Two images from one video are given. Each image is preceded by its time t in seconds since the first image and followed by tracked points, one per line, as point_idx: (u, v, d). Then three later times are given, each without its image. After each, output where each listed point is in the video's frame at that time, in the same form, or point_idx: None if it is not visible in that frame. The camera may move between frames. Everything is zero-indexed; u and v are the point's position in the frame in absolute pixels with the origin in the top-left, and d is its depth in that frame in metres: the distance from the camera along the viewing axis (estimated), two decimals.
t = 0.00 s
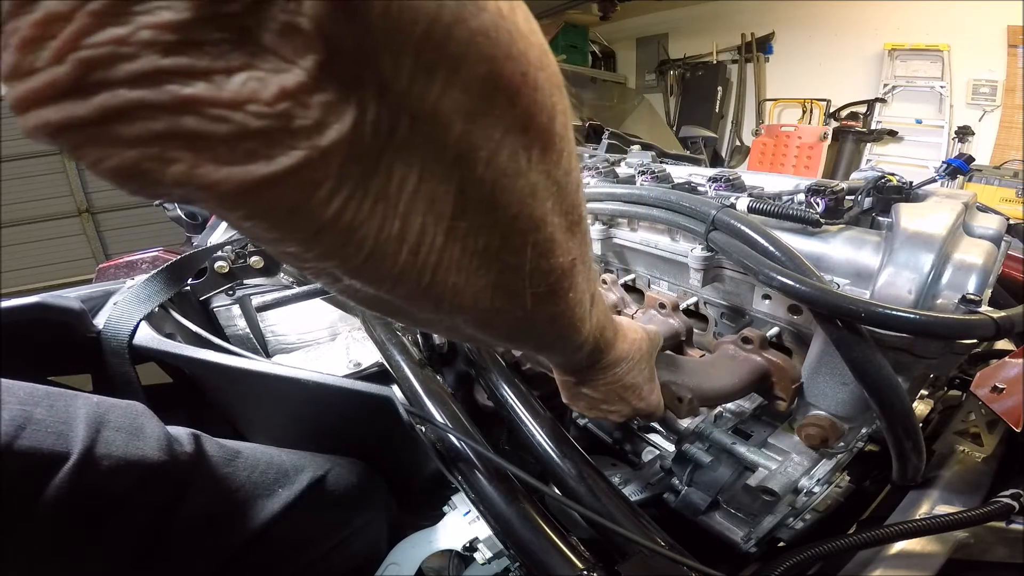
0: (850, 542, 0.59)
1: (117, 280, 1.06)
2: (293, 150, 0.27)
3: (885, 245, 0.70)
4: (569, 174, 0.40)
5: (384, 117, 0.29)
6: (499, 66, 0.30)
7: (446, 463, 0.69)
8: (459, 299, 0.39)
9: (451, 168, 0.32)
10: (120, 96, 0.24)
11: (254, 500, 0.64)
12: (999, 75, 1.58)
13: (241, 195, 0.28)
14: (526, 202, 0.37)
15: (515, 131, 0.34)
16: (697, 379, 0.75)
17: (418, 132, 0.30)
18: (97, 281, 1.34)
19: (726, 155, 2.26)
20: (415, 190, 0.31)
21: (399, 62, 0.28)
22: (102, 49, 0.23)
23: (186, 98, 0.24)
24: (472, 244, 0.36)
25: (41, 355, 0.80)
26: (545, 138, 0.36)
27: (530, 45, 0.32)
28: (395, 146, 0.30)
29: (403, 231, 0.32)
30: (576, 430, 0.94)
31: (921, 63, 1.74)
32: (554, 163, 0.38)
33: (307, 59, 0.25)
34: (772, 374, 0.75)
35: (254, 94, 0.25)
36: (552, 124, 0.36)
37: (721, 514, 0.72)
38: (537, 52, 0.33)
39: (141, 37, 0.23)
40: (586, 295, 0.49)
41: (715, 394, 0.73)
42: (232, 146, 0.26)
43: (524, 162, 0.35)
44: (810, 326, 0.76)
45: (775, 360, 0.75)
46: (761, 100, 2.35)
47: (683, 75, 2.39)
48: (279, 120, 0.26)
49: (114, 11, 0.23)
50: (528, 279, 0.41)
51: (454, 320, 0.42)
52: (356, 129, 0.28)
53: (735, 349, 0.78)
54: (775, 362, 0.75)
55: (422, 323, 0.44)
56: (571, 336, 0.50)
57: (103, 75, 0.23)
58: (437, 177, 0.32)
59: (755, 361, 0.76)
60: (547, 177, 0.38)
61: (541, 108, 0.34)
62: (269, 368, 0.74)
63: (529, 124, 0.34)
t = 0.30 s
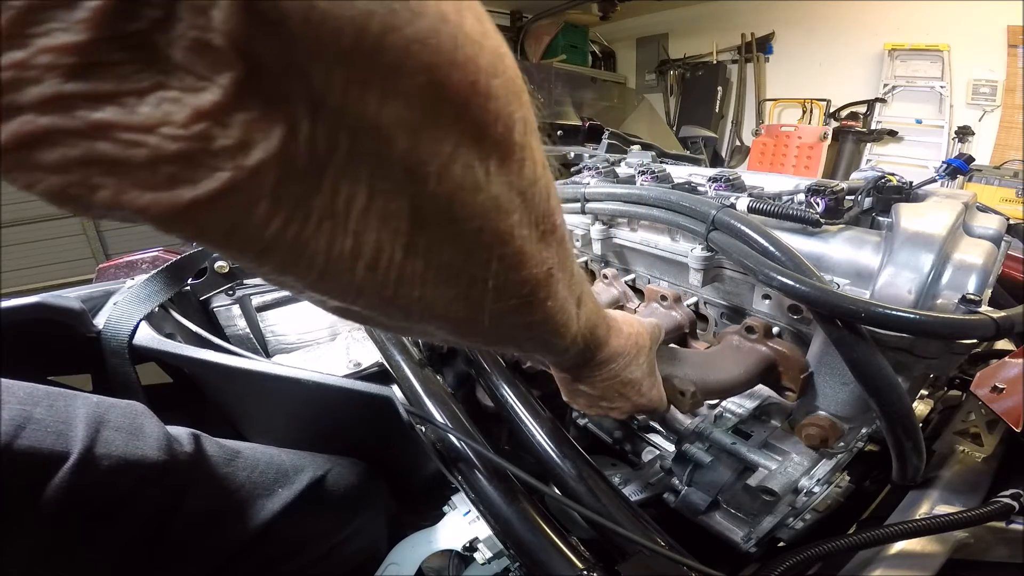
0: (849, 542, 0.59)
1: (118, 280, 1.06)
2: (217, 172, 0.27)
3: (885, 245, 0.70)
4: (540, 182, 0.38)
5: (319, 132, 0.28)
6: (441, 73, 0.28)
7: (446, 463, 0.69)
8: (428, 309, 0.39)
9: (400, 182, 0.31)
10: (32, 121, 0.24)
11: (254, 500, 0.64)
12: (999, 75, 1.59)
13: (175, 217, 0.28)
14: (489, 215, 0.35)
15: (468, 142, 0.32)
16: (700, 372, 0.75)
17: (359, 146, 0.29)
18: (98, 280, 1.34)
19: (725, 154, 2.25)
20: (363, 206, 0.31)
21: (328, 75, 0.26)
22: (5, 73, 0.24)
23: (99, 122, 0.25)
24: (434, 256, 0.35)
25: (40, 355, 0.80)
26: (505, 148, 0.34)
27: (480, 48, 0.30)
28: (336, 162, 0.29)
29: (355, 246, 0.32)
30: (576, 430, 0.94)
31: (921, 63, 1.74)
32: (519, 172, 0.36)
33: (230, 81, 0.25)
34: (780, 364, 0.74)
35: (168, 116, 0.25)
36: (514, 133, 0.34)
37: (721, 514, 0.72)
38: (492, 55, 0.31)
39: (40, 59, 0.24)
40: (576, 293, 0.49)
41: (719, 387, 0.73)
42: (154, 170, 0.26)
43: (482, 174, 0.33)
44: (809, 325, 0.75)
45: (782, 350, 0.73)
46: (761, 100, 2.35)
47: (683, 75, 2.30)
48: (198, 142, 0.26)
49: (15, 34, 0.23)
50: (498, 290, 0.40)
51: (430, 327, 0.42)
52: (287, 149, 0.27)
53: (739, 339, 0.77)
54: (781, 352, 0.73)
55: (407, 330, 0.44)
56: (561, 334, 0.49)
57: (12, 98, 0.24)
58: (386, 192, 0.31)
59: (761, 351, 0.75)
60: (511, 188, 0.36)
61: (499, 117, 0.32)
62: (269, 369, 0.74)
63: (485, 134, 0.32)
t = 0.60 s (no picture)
0: (848, 542, 0.59)
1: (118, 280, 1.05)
2: (166, 194, 0.28)
3: (886, 245, 0.70)
4: (538, 203, 0.38)
5: (285, 147, 0.28)
6: (417, 83, 0.28)
7: (446, 463, 0.69)
8: (417, 335, 0.39)
9: (379, 203, 0.31)
10: None
11: (254, 500, 0.64)
12: (999, 74, 1.59)
13: (132, 242, 0.29)
14: (479, 239, 0.35)
15: (452, 159, 0.32)
16: (710, 381, 0.71)
17: (331, 163, 0.29)
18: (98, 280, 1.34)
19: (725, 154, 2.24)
20: (338, 229, 0.31)
21: (291, 84, 0.27)
22: None
23: (31, 142, 0.26)
24: (420, 283, 0.36)
25: (38, 354, 0.81)
26: (495, 166, 0.33)
27: (465, 58, 0.29)
28: (307, 179, 0.30)
29: (333, 271, 0.33)
30: (576, 430, 0.94)
31: (921, 63, 1.75)
32: (513, 192, 0.35)
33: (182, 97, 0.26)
34: (792, 372, 0.72)
35: (106, 134, 0.26)
36: (506, 148, 0.33)
37: (721, 513, 0.72)
38: (478, 66, 0.30)
39: None
40: (581, 303, 0.48)
41: (730, 395, 0.70)
42: (97, 196, 0.27)
43: (470, 197, 0.33)
44: (809, 326, 0.75)
45: (793, 358, 0.71)
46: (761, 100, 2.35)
47: (684, 75, 2.25)
48: (141, 162, 0.27)
49: None
50: (490, 317, 0.40)
51: (425, 353, 0.42)
52: (245, 163, 0.28)
53: (750, 347, 0.75)
54: (794, 360, 0.71)
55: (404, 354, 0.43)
56: (559, 363, 0.50)
57: None
58: (364, 214, 0.32)
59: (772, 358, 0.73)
60: (503, 209, 0.35)
61: (487, 134, 0.32)
62: (270, 369, 0.74)
63: (470, 151, 0.32)
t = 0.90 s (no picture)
0: (848, 542, 0.59)
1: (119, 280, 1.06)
2: (143, 213, 0.28)
3: (886, 245, 0.70)
4: (521, 211, 0.38)
5: (259, 166, 0.28)
6: (387, 100, 0.28)
7: (446, 463, 0.69)
8: (406, 339, 0.40)
9: (359, 217, 0.31)
10: None
11: (254, 500, 0.64)
12: (999, 74, 1.59)
13: (112, 260, 0.29)
14: (463, 250, 0.35)
15: (430, 173, 0.31)
16: (711, 379, 0.71)
17: (307, 181, 0.29)
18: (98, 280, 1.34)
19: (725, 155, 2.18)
20: (320, 244, 0.32)
21: (259, 105, 0.26)
22: None
23: (9, 164, 0.26)
24: (407, 292, 0.36)
25: (38, 355, 0.81)
26: (474, 177, 0.33)
27: (437, 75, 0.29)
28: (283, 197, 0.30)
29: (318, 284, 0.33)
30: (576, 430, 0.94)
31: (921, 63, 1.75)
32: (494, 202, 0.35)
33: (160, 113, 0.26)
34: (794, 371, 0.71)
35: (81, 155, 0.26)
36: (485, 160, 0.33)
37: (721, 513, 0.72)
38: (452, 81, 0.30)
39: None
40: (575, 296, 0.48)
41: (733, 393, 0.70)
42: (76, 216, 0.28)
43: (449, 209, 0.33)
44: (808, 327, 0.75)
45: (795, 356, 0.71)
46: (761, 99, 2.35)
47: (683, 75, 2.28)
48: (117, 182, 0.27)
49: None
50: (478, 322, 0.40)
51: (419, 354, 0.42)
52: (219, 182, 0.28)
53: (751, 345, 0.75)
54: (796, 358, 0.71)
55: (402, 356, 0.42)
56: (552, 359, 0.49)
57: None
58: (345, 229, 0.32)
59: (774, 357, 0.72)
60: (484, 219, 0.35)
61: (463, 148, 0.32)
62: (271, 369, 0.74)
63: (447, 164, 0.32)
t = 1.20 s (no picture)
0: (848, 542, 0.59)
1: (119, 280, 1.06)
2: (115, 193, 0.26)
3: (886, 245, 0.70)
4: (518, 182, 0.37)
5: (245, 140, 0.27)
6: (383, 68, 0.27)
7: (446, 463, 0.69)
8: (400, 312, 0.39)
9: (352, 193, 0.30)
10: None
11: (254, 500, 0.64)
12: (1000, 75, 1.60)
13: (89, 242, 0.28)
14: (459, 221, 0.35)
15: (427, 142, 0.31)
16: (715, 361, 0.70)
17: (298, 157, 0.28)
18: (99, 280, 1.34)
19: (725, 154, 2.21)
20: (311, 220, 0.30)
21: (251, 77, 0.25)
22: None
23: None
24: (403, 268, 0.35)
25: (38, 355, 0.81)
26: (470, 146, 0.33)
27: (436, 43, 0.28)
28: (271, 173, 0.28)
29: (310, 262, 0.32)
30: (576, 430, 0.94)
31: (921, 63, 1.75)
32: (491, 172, 0.35)
33: (145, 96, 0.25)
34: (798, 354, 0.70)
35: (46, 134, 0.25)
36: (480, 130, 0.33)
37: (721, 514, 0.72)
38: (450, 50, 0.29)
39: None
40: (572, 264, 0.48)
41: (738, 375, 0.69)
42: (42, 199, 0.26)
43: (446, 180, 0.33)
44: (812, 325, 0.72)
45: (798, 338, 0.70)
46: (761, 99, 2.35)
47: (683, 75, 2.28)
48: (87, 161, 0.25)
49: None
50: (480, 290, 0.40)
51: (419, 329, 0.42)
52: (198, 159, 0.26)
53: (754, 330, 0.73)
54: (800, 340, 0.70)
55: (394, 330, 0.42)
56: (550, 328, 0.49)
57: None
58: (338, 206, 0.30)
59: (777, 340, 0.71)
60: (480, 189, 0.34)
61: (458, 116, 0.31)
62: (272, 369, 0.74)
63: (443, 131, 0.31)
